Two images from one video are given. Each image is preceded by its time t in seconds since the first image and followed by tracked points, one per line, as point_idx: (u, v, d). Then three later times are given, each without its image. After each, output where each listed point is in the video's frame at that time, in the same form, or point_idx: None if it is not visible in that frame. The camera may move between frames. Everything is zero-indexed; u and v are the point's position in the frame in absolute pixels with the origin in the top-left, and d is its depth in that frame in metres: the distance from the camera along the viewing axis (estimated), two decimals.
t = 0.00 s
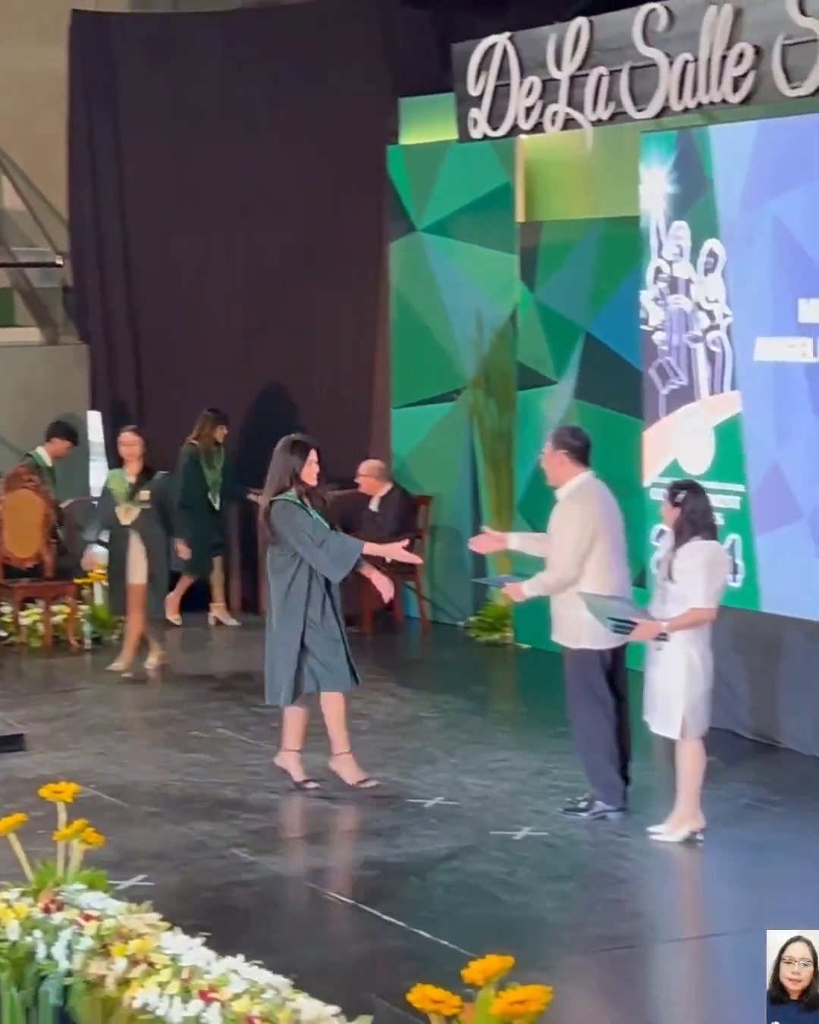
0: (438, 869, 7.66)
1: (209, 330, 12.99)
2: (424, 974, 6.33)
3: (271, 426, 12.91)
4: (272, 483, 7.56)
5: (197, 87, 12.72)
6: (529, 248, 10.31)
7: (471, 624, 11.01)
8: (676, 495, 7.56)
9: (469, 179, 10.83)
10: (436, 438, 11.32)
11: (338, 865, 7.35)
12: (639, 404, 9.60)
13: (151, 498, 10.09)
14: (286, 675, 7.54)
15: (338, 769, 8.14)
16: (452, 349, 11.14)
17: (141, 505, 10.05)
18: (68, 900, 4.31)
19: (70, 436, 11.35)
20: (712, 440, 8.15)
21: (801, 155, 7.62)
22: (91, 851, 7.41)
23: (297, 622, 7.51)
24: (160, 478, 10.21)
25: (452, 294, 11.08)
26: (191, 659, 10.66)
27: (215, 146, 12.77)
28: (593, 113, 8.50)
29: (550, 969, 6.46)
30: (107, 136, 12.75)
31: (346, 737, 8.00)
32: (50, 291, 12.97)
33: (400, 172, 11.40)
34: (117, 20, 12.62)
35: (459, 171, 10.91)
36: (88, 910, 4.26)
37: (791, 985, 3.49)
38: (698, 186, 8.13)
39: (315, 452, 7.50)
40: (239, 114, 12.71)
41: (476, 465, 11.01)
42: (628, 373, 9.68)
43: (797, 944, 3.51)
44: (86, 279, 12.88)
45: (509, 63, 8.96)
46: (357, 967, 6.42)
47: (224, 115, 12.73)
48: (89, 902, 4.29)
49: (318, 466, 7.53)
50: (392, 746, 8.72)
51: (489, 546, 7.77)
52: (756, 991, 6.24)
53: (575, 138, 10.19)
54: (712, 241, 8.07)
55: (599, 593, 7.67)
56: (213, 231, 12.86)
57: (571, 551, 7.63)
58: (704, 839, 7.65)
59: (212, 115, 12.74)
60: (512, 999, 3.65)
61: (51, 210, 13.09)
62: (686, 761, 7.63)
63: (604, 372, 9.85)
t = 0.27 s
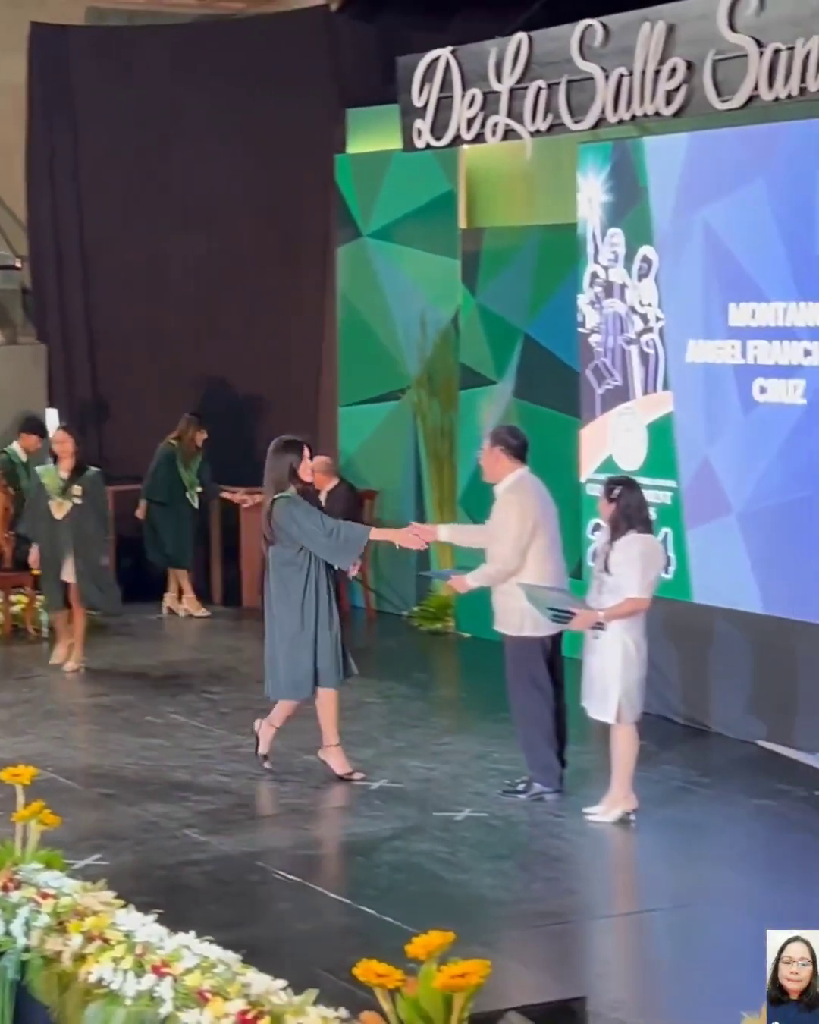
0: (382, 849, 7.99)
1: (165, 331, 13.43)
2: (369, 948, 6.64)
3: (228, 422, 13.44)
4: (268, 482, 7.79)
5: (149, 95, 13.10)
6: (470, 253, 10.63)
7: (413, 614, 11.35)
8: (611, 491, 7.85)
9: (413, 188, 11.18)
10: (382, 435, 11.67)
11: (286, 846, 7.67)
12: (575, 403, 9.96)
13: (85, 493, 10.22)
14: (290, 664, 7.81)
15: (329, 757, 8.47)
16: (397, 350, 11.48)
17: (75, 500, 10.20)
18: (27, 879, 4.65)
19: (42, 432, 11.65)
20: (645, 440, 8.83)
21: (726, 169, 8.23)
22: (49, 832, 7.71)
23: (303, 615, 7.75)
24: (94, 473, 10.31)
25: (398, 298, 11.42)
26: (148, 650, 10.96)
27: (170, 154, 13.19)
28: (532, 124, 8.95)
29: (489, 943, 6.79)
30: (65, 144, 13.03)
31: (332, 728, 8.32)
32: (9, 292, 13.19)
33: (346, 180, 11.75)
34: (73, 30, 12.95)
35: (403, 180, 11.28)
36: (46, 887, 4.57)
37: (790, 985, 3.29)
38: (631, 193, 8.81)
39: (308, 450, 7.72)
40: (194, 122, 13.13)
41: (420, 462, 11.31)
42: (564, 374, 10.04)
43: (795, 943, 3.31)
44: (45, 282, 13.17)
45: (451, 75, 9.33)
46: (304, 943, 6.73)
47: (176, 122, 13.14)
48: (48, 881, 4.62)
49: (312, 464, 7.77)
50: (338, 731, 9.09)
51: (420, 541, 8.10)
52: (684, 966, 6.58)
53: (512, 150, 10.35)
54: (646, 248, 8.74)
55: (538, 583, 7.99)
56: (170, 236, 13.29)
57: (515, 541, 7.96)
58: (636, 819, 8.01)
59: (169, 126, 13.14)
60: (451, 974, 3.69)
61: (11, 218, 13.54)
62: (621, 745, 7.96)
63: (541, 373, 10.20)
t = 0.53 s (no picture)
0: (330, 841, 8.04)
1: (117, 326, 13.48)
2: (317, 942, 6.65)
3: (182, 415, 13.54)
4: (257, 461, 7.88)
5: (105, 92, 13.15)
6: (422, 249, 10.70)
7: (362, 608, 11.38)
8: (560, 485, 7.88)
9: (364, 183, 11.20)
10: (332, 430, 11.69)
11: (235, 838, 7.70)
12: (522, 397, 10.00)
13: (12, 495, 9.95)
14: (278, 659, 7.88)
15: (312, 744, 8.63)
16: (347, 345, 11.51)
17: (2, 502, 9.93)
18: None
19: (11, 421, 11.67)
20: (594, 434, 9.06)
21: (676, 170, 8.46)
22: None
23: (287, 609, 7.88)
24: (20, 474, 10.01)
25: (348, 293, 11.44)
26: (103, 643, 10.98)
27: (122, 149, 13.26)
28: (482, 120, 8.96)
29: (439, 936, 6.80)
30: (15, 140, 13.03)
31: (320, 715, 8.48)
32: None
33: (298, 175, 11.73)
34: (22, 26, 12.96)
35: (353, 177, 11.29)
36: None
37: (792, 984, 2.87)
38: (581, 193, 9.02)
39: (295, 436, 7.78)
40: (147, 119, 13.23)
41: (371, 456, 11.37)
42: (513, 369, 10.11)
43: (797, 941, 2.88)
44: None
45: (401, 72, 9.32)
46: (252, 938, 6.72)
47: (128, 118, 13.22)
48: None
49: (300, 449, 7.82)
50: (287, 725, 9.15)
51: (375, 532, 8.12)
52: (632, 959, 6.61)
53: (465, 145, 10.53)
54: (596, 245, 8.94)
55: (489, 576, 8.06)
56: (123, 231, 13.37)
57: (468, 534, 8.00)
58: (584, 811, 8.07)
59: (120, 121, 13.22)
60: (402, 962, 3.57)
61: None
62: (569, 738, 7.99)
63: (490, 367, 10.27)
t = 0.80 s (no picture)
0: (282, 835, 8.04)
1: (70, 320, 13.39)
2: (271, 936, 6.64)
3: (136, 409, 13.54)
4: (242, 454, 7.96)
5: (62, 84, 13.11)
6: (376, 244, 10.75)
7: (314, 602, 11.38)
8: (510, 480, 7.88)
9: (318, 178, 11.22)
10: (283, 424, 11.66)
11: (187, 832, 7.70)
12: (478, 392, 10.09)
13: None
14: (251, 658, 7.89)
15: (269, 743, 8.57)
16: (299, 339, 11.49)
17: None
18: None
19: None
20: (548, 428, 9.08)
21: (629, 165, 8.51)
22: None
23: (260, 608, 7.89)
24: None
25: (301, 287, 11.43)
26: (60, 637, 10.96)
27: (75, 142, 13.22)
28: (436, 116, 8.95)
29: (393, 930, 6.81)
30: None
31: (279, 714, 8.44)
32: None
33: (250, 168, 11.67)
34: None
35: (307, 170, 11.29)
36: None
37: (792, 985, 2.93)
38: (534, 189, 9.04)
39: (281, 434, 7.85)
40: (100, 111, 13.22)
41: (324, 450, 11.36)
42: (467, 363, 10.17)
43: (796, 941, 2.94)
44: None
45: (355, 66, 9.28)
46: (206, 933, 6.71)
47: (81, 111, 13.19)
48: None
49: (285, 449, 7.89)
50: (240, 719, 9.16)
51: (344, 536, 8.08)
52: (586, 952, 6.64)
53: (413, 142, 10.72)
54: (550, 240, 8.97)
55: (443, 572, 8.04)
56: (77, 225, 13.30)
57: (424, 530, 8.00)
58: (537, 805, 8.09)
59: (73, 114, 13.18)
60: (353, 956, 3.51)
61: None
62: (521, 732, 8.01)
63: (444, 361, 10.33)
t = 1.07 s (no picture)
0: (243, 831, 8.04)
1: (33, 318, 13.34)
2: (232, 934, 6.62)
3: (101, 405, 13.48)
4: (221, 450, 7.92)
5: (24, 80, 13.06)
6: (337, 240, 10.76)
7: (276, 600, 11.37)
8: (472, 477, 7.89)
9: (281, 175, 11.22)
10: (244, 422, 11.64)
11: (147, 829, 7.68)
12: (440, 389, 10.08)
13: None
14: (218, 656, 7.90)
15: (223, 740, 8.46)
16: (262, 336, 11.48)
17: None
18: None
19: None
20: (509, 425, 9.10)
21: (590, 164, 8.54)
22: None
23: (230, 607, 7.88)
24: None
25: (263, 284, 11.43)
26: (24, 635, 10.93)
27: (37, 138, 13.15)
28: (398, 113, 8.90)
29: (355, 929, 6.80)
30: None
31: (234, 713, 8.36)
32: None
33: (211, 165, 11.67)
34: None
35: (269, 166, 11.30)
36: None
37: (791, 985, 3.22)
38: (496, 187, 9.05)
39: (263, 430, 7.82)
40: (63, 108, 13.12)
41: (285, 447, 11.30)
42: (429, 361, 10.18)
43: (795, 942, 3.23)
44: None
45: (317, 62, 9.28)
46: (167, 932, 6.69)
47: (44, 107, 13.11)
48: None
49: (266, 444, 7.87)
50: (200, 716, 9.15)
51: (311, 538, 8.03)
52: (548, 949, 6.65)
53: (376, 139, 10.87)
54: (512, 237, 8.98)
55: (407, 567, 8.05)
56: (40, 221, 13.25)
57: (387, 526, 8.00)
58: (498, 803, 8.10)
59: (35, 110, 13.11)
60: (313, 953, 3.42)
61: None
62: (482, 729, 8.04)
63: (406, 358, 10.35)
